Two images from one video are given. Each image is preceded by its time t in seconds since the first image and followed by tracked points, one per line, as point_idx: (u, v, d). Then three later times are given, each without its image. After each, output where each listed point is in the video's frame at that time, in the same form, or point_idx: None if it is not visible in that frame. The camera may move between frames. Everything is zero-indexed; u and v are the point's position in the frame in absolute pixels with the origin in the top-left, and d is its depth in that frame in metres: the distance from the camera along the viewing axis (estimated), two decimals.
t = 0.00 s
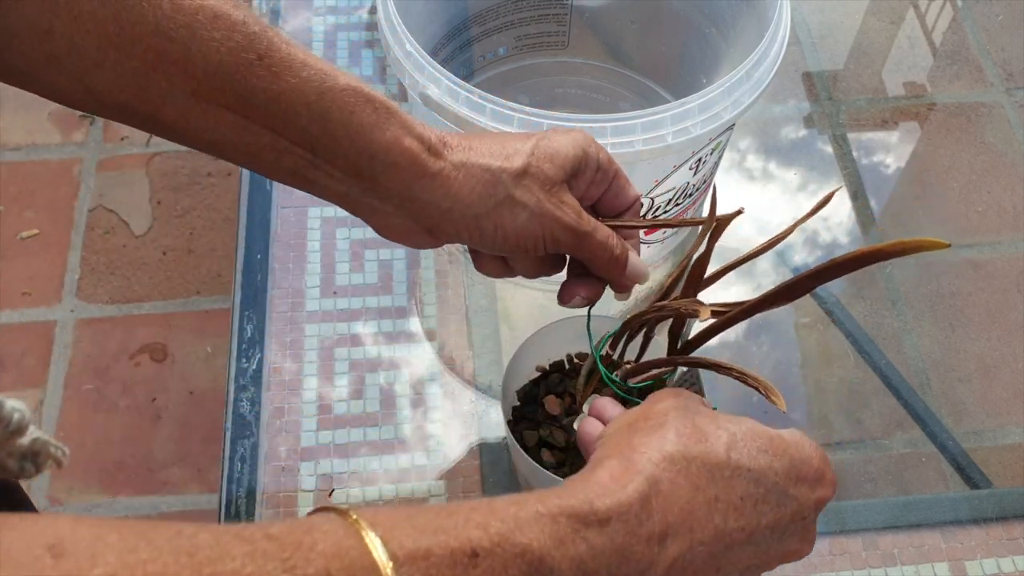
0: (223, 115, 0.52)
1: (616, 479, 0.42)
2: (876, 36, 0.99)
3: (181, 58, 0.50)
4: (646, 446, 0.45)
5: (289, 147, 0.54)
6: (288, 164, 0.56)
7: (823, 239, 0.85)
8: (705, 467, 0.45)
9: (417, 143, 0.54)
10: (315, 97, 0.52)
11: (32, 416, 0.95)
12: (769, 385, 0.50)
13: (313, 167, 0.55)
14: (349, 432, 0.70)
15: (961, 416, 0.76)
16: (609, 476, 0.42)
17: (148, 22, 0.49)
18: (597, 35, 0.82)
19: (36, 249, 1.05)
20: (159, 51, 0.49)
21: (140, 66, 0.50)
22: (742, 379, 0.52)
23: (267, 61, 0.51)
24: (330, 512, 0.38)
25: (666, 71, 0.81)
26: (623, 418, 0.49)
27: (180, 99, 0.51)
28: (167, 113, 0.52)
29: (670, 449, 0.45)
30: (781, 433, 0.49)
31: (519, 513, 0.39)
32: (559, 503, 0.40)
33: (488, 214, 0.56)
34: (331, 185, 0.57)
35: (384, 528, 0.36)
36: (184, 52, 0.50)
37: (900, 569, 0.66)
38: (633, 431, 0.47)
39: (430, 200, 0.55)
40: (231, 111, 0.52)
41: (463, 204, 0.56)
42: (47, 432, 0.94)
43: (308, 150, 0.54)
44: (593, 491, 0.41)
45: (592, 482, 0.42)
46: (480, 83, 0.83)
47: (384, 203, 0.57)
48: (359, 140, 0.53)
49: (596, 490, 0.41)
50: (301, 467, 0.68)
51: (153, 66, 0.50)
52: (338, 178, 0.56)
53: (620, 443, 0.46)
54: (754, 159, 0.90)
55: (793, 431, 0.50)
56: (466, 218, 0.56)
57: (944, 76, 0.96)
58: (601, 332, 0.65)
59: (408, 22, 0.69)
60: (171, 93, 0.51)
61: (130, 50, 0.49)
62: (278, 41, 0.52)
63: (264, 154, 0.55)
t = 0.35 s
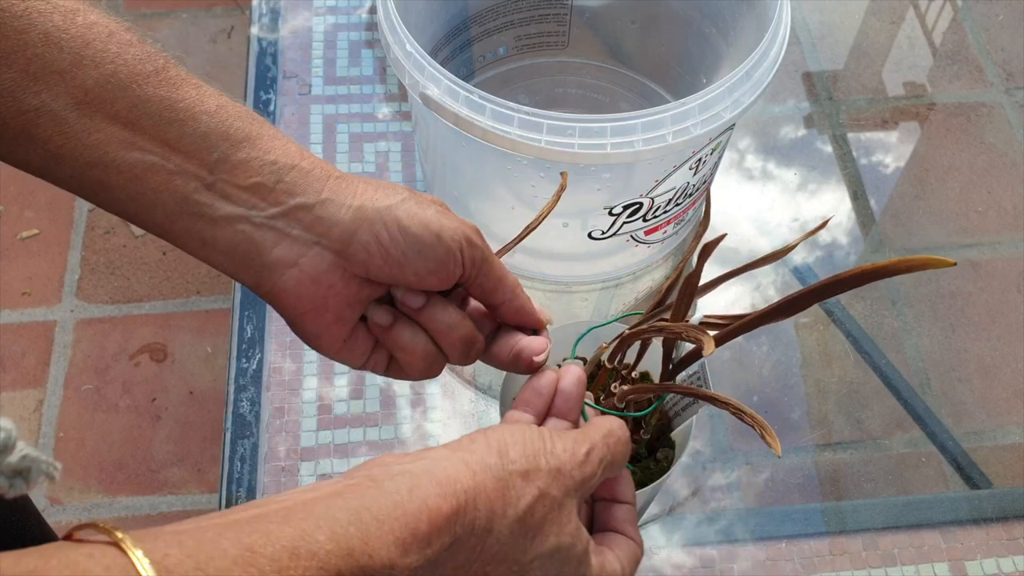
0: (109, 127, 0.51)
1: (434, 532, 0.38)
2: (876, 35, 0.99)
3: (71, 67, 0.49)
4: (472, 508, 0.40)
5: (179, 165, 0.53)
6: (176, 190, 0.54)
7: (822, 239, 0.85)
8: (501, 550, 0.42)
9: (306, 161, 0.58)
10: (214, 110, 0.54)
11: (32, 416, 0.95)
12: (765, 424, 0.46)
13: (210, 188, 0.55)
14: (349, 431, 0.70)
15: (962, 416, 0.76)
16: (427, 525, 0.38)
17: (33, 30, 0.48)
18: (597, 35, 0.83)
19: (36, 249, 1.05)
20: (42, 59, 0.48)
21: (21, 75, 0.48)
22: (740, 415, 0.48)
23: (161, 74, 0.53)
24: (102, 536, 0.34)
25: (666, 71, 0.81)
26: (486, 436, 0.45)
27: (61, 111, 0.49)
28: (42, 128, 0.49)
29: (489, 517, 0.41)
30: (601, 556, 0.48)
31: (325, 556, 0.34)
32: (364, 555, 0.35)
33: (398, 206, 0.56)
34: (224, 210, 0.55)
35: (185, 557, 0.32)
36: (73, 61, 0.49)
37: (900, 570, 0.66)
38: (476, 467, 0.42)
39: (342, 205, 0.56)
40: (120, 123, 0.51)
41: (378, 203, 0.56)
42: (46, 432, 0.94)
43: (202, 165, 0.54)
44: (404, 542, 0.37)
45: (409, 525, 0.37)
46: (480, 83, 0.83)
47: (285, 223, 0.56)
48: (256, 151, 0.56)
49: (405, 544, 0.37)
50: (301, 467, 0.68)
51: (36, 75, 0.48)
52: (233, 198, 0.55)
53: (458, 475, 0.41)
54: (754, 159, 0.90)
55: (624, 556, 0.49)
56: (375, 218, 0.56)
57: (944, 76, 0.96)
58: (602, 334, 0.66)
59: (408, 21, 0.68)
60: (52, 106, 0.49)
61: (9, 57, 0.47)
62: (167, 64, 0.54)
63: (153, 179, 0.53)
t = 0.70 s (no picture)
0: (74, 136, 0.51)
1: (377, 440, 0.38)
2: (876, 35, 0.99)
3: (35, 74, 0.49)
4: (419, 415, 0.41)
5: (143, 176, 0.53)
6: (141, 201, 0.54)
7: (822, 238, 0.85)
8: (448, 452, 0.43)
9: (277, 174, 0.57)
10: (182, 119, 0.54)
11: (32, 416, 0.95)
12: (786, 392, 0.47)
13: (176, 197, 0.54)
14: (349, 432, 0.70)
15: (962, 416, 0.76)
16: (369, 432, 0.38)
17: None
18: (596, 35, 0.83)
19: (37, 249, 1.05)
20: (6, 65, 0.48)
21: None
22: (756, 386, 0.49)
23: (129, 83, 0.52)
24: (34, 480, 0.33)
25: (666, 71, 0.81)
26: (421, 344, 0.44)
27: (24, 116, 0.49)
28: (6, 134, 0.49)
29: (432, 422, 0.41)
30: (538, 463, 0.50)
31: (264, 478, 0.34)
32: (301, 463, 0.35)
33: (369, 222, 0.56)
34: (190, 221, 0.55)
35: (120, 494, 0.32)
36: (37, 68, 0.49)
37: (900, 569, 0.66)
38: (415, 373, 0.42)
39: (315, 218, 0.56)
40: (84, 132, 0.51)
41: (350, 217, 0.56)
42: (46, 432, 0.94)
43: (167, 174, 0.53)
44: (348, 453, 0.37)
45: (352, 435, 0.37)
46: (480, 83, 0.83)
47: (250, 236, 0.56)
48: (224, 161, 0.55)
49: (348, 455, 0.37)
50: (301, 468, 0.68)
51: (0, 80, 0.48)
52: (198, 209, 0.55)
53: (405, 384, 0.41)
54: (754, 159, 0.89)
55: (565, 451, 0.52)
56: (345, 232, 0.56)
57: (944, 76, 0.96)
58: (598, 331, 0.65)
59: (408, 21, 0.68)
60: (14, 112, 0.49)
61: None
62: (136, 70, 0.54)
63: (117, 189, 0.53)
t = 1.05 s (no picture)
0: (108, 123, 0.49)
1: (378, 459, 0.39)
2: (876, 36, 0.99)
3: (64, 61, 0.47)
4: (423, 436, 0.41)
5: (178, 160, 0.52)
6: (177, 184, 0.53)
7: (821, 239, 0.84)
8: (454, 480, 0.43)
9: (312, 152, 0.55)
10: (212, 101, 0.52)
11: (32, 416, 0.95)
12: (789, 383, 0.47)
13: (210, 181, 0.53)
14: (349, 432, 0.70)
15: (962, 416, 0.76)
16: (371, 454, 0.39)
17: (24, 25, 0.45)
18: (596, 35, 0.83)
19: (37, 249, 1.05)
20: (35, 54, 0.46)
21: (16, 72, 0.46)
22: (760, 379, 0.49)
23: (158, 65, 0.50)
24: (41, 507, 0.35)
25: (667, 71, 0.81)
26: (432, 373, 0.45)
27: (57, 105, 0.48)
28: (41, 124, 0.48)
29: (435, 446, 0.42)
30: (562, 493, 0.51)
31: (265, 498, 0.36)
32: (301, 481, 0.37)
33: (406, 210, 0.55)
34: (225, 204, 0.54)
35: (123, 517, 0.34)
36: (67, 56, 0.47)
37: (900, 569, 0.66)
38: (417, 399, 0.43)
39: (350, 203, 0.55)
40: (117, 118, 0.49)
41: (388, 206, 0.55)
42: (46, 432, 0.94)
43: (200, 158, 0.52)
44: (349, 473, 0.38)
45: (352, 455, 0.38)
46: (480, 83, 0.83)
47: (286, 217, 0.56)
48: (257, 142, 0.53)
49: (350, 476, 0.38)
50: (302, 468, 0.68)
51: (31, 70, 0.46)
52: (233, 191, 0.54)
53: (404, 409, 0.42)
54: (754, 160, 0.89)
55: (586, 489, 0.52)
56: (385, 221, 0.55)
57: (944, 76, 0.96)
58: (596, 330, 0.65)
59: (408, 21, 0.68)
60: (46, 101, 0.47)
61: (3, 54, 0.45)
62: (166, 51, 0.51)
63: (152, 174, 0.52)
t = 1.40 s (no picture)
0: (117, 106, 0.49)
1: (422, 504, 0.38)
2: (876, 36, 0.99)
3: (72, 45, 0.46)
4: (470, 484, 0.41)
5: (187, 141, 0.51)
6: (185, 164, 0.52)
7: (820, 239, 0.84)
8: (495, 516, 0.44)
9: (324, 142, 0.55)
10: (219, 82, 0.50)
11: (32, 416, 0.95)
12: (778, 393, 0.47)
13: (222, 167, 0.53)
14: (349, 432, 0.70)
15: (962, 416, 0.76)
16: (415, 507, 0.38)
17: (32, 9, 0.44)
18: (596, 35, 0.83)
19: (37, 249, 1.05)
20: (43, 39, 0.45)
21: (24, 55, 0.45)
22: (750, 388, 0.49)
23: (165, 47, 0.49)
24: (79, 539, 0.33)
25: (666, 70, 0.81)
26: (466, 401, 0.44)
27: (65, 89, 0.47)
28: (51, 108, 0.47)
29: (478, 491, 0.42)
30: (590, 495, 0.50)
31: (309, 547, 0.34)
32: (344, 538, 0.35)
33: (410, 197, 0.55)
34: (232, 182, 0.54)
35: (165, 559, 0.31)
36: (74, 40, 0.46)
37: (900, 569, 0.66)
38: (460, 441, 0.41)
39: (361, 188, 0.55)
40: (125, 102, 0.49)
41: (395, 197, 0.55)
42: (46, 432, 0.94)
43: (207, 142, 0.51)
44: (393, 526, 0.37)
45: (397, 508, 0.37)
46: (480, 83, 0.83)
47: (291, 196, 0.55)
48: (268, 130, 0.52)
49: (393, 529, 0.37)
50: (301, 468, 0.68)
51: (40, 54, 0.45)
52: (240, 171, 0.53)
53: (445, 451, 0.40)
54: (753, 160, 0.89)
55: (611, 476, 0.51)
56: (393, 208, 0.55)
57: (945, 76, 0.96)
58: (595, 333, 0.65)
59: (408, 21, 0.68)
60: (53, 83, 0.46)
61: (10, 40, 0.44)
62: (172, 29, 0.50)
63: (161, 154, 0.51)
